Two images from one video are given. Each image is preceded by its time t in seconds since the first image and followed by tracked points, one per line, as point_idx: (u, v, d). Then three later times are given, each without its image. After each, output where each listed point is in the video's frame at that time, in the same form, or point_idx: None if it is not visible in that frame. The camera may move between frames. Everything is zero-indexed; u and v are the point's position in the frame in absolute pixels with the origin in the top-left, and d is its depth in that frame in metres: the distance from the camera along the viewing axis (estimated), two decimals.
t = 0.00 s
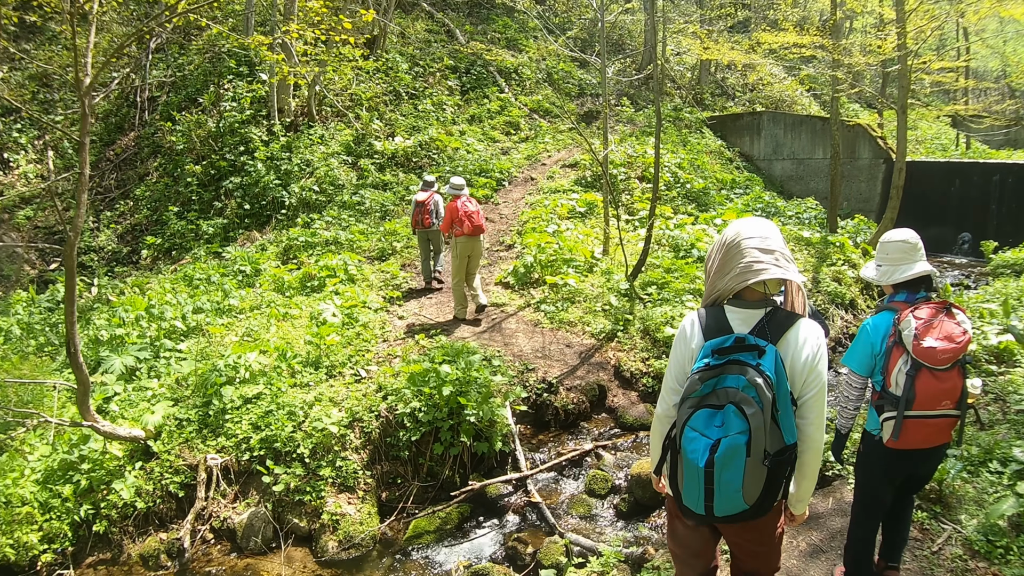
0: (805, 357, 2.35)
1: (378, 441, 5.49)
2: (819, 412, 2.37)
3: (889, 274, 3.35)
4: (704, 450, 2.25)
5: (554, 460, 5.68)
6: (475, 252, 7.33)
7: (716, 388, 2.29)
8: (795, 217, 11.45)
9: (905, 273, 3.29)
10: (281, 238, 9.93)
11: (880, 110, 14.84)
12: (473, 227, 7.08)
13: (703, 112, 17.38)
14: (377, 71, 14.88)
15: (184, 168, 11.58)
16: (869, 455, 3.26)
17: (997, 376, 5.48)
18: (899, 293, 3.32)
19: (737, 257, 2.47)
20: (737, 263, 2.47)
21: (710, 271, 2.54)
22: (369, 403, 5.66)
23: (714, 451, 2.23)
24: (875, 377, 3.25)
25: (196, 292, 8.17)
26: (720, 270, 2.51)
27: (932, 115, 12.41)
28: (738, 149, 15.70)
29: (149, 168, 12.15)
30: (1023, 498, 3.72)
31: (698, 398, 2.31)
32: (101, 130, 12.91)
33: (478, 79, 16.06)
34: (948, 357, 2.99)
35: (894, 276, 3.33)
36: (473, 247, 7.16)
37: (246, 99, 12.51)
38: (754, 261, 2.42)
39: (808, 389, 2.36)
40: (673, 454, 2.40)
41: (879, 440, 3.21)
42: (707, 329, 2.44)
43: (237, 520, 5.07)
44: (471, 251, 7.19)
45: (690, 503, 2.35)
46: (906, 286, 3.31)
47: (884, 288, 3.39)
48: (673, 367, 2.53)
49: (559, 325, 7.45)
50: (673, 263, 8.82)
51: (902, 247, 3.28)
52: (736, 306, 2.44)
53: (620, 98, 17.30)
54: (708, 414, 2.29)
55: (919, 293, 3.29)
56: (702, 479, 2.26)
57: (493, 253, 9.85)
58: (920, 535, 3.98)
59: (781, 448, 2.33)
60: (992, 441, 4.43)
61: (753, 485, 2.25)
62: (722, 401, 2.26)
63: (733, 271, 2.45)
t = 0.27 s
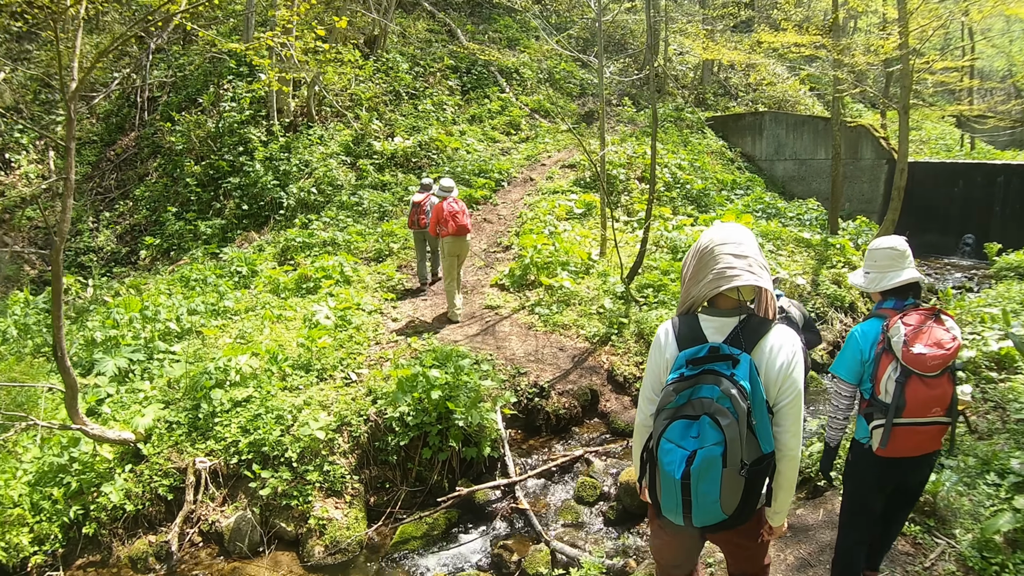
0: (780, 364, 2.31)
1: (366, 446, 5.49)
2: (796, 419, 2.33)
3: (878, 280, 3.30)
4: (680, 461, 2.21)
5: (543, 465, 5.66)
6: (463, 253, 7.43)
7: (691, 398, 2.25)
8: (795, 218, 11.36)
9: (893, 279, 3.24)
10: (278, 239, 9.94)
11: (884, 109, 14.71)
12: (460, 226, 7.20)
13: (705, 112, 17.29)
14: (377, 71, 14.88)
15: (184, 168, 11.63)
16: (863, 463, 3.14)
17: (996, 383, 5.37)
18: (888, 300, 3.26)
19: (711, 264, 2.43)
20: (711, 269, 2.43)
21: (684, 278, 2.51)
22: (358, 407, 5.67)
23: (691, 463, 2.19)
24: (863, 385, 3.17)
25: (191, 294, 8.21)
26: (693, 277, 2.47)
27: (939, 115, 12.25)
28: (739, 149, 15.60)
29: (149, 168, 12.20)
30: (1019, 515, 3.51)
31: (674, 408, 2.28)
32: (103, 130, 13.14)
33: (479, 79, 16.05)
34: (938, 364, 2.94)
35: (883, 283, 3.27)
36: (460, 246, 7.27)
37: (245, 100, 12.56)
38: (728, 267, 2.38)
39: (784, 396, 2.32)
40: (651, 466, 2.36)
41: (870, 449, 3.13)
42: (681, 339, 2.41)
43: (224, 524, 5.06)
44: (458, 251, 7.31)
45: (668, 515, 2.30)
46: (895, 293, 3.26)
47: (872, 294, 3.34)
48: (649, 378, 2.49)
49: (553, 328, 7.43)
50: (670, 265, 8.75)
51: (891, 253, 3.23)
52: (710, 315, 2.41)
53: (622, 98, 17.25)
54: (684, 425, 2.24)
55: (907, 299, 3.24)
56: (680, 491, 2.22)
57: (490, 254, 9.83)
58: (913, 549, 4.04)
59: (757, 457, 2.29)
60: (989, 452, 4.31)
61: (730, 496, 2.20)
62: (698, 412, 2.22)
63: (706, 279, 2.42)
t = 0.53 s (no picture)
0: (777, 375, 2.30)
1: (359, 449, 5.49)
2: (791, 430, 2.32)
3: (882, 287, 3.22)
4: (678, 472, 2.15)
5: (536, 471, 5.66)
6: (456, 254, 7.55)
7: (690, 409, 2.20)
8: (798, 220, 11.27)
9: (898, 287, 3.16)
10: (280, 240, 9.98)
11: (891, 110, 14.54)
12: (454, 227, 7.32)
13: (710, 113, 17.19)
14: (381, 71, 14.88)
15: (187, 169, 11.72)
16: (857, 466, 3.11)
17: (997, 392, 5.28)
18: (890, 305, 3.20)
19: (709, 274, 2.42)
20: (708, 280, 2.42)
21: (681, 289, 2.49)
22: (350, 411, 5.69)
23: (689, 474, 2.14)
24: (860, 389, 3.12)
25: (190, 294, 8.25)
26: (690, 287, 2.46)
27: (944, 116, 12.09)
28: (744, 150, 15.53)
29: (153, 168, 12.29)
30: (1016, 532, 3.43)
31: (671, 420, 2.23)
32: (107, 130, 13.24)
33: (483, 79, 16.06)
34: (938, 374, 2.86)
35: (887, 289, 3.20)
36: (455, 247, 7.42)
37: (249, 100, 12.65)
38: (726, 278, 2.37)
39: (780, 407, 2.30)
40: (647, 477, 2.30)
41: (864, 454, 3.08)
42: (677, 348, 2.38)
43: (216, 526, 5.08)
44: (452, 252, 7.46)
45: (665, 527, 2.24)
46: (898, 300, 3.18)
47: (875, 300, 3.26)
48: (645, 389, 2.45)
49: (550, 331, 7.41)
50: (670, 267, 8.67)
51: (896, 260, 3.14)
52: (707, 326, 2.40)
53: (627, 98, 17.20)
54: (681, 436, 2.20)
55: (909, 308, 3.16)
56: (677, 503, 2.16)
57: (490, 256, 9.81)
58: (907, 564, 3.93)
59: (754, 468, 2.26)
60: (989, 464, 4.19)
61: (727, 508, 2.16)
62: (696, 423, 2.18)
63: (704, 288, 2.40)
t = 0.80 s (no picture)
0: (804, 375, 2.40)
1: (359, 447, 5.51)
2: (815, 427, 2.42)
3: (884, 282, 3.17)
4: (706, 469, 2.26)
5: (535, 471, 5.63)
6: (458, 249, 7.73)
7: (719, 408, 2.29)
8: (808, 221, 11.10)
9: (900, 282, 3.11)
10: (289, 238, 10.05)
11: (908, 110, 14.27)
12: (455, 221, 7.49)
13: (723, 113, 16.97)
14: (392, 70, 14.92)
15: (198, 168, 11.86)
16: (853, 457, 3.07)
17: (1008, 398, 5.13)
18: (891, 303, 3.14)
19: (738, 272, 2.49)
20: (736, 278, 2.50)
21: (710, 285, 2.57)
22: (351, 409, 5.70)
23: (717, 471, 2.25)
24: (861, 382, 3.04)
25: (198, 292, 8.34)
26: (719, 284, 2.53)
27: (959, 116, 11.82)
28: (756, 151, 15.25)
29: (165, 167, 12.45)
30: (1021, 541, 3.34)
31: (700, 417, 2.32)
32: (120, 129, 13.41)
33: (495, 79, 16.06)
34: (942, 365, 2.83)
35: (890, 284, 3.14)
36: (455, 242, 7.58)
37: (260, 100, 12.77)
38: (754, 278, 2.45)
39: (805, 406, 2.40)
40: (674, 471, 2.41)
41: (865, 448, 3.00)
42: (705, 346, 2.46)
43: (216, 520, 5.13)
44: (452, 246, 7.62)
45: (691, 520, 2.36)
46: (900, 295, 3.13)
47: (877, 295, 3.21)
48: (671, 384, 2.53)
49: (554, 331, 7.37)
50: (677, 267, 8.55)
51: (899, 255, 3.10)
52: (734, 323, 2.47)
53: (639, 97, 17.08)
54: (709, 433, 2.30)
55: (910, 303, 3.12)
56: (704, 497, 2.28)
57: (497, 255, 9.78)
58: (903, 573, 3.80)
59: (780, 465, 2.37)
60: (994, 472, 4.14)
61: (754, 503, 2.28)
62: (724, 420, 2.28)
63: (733, 286, 2.48)
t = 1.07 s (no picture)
0: (840, 380, 2.39)
1: (374, 446, 5.49)
2: (851, 434, 2.41)
3: (885, 287, 3.18)
4: (732, 464, 2.31)
5: (549, 473, 5.55)
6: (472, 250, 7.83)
7: (751, 405, 2.33)
8: (835, 224, 10.86)
9: (901, 287, 3.13)
10: (313, 238, 10.13)
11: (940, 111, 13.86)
12: (470, 224, 7.62)
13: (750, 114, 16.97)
14: (417, 71, 15.05)
15: (225, 167, 12.04)
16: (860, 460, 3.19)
17: None
18: (895, 308, 3.17)
19: (780, 273, 2.55)
20: (778, 279, 2.56)
21: (753, 285, 2.64)
22: (368, 407, 5.70)
23: (742, 467, 2.29)
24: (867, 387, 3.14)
25: (221, 290, 8.43)
26: (762, 283, 2.60)
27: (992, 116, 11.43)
28: (783, 151, 15.12)
29: (192, 166, 12.64)
30: None
31: (731, 413, 2.37)
32: (149, 129, 13.67)
33: (520, 80, 16.08)
34: (947, 368, 2.90)
35: (891, 289, 3.16)
36: (468, 243, 7.73)
37: (286, 100, 12.94)
38: (795, 279, 2.50)
39: (841, 412, 2.40)
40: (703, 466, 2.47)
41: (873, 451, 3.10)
42: (743, 343, 2.52)
43: (232, 514, 5.15)
44: (466, 248, 7.78)
45: (715, 515, 2.41)
46: (902, 299, 3.15)
47: (878, 299, 3.23)
48: (707, 380, 2.62)
49: (573, 333, 7.29)
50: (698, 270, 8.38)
51: (898, 260, 3.10)
52: (773, 323, 2.52)
53: (665, 99, 16.96)
54: (739, 429, 2.34)
55: (913, 307, 3.15)
56: (729, 493, 2.32)
57: (519, 256, 9.71)
58: None
59: (810, 469, 2.37)
60: (1013, 485, 4.10)
61: (778, 504, 2.29)
62: (754, 418, 2.32)
63: (773, 286, 2.55)
